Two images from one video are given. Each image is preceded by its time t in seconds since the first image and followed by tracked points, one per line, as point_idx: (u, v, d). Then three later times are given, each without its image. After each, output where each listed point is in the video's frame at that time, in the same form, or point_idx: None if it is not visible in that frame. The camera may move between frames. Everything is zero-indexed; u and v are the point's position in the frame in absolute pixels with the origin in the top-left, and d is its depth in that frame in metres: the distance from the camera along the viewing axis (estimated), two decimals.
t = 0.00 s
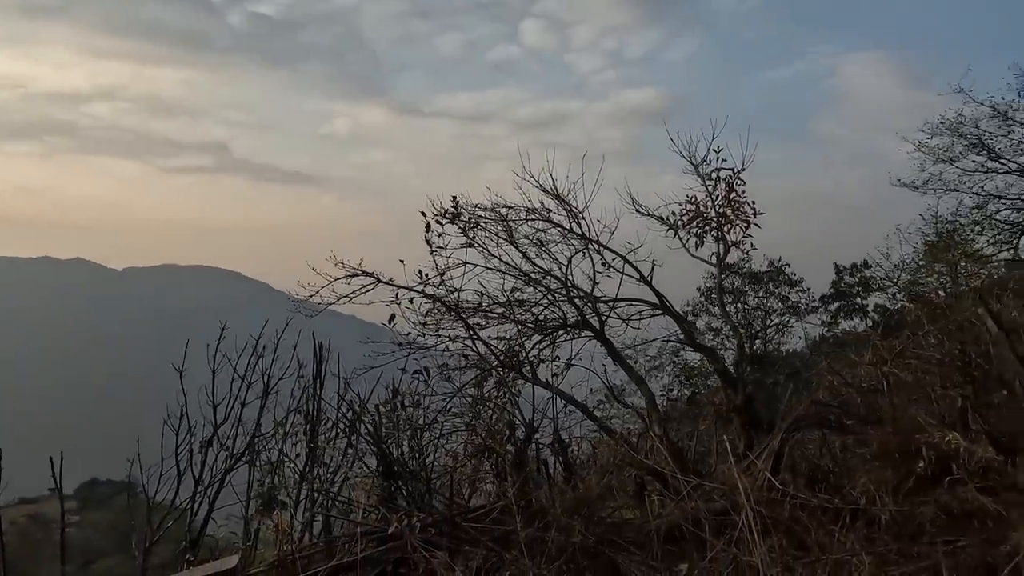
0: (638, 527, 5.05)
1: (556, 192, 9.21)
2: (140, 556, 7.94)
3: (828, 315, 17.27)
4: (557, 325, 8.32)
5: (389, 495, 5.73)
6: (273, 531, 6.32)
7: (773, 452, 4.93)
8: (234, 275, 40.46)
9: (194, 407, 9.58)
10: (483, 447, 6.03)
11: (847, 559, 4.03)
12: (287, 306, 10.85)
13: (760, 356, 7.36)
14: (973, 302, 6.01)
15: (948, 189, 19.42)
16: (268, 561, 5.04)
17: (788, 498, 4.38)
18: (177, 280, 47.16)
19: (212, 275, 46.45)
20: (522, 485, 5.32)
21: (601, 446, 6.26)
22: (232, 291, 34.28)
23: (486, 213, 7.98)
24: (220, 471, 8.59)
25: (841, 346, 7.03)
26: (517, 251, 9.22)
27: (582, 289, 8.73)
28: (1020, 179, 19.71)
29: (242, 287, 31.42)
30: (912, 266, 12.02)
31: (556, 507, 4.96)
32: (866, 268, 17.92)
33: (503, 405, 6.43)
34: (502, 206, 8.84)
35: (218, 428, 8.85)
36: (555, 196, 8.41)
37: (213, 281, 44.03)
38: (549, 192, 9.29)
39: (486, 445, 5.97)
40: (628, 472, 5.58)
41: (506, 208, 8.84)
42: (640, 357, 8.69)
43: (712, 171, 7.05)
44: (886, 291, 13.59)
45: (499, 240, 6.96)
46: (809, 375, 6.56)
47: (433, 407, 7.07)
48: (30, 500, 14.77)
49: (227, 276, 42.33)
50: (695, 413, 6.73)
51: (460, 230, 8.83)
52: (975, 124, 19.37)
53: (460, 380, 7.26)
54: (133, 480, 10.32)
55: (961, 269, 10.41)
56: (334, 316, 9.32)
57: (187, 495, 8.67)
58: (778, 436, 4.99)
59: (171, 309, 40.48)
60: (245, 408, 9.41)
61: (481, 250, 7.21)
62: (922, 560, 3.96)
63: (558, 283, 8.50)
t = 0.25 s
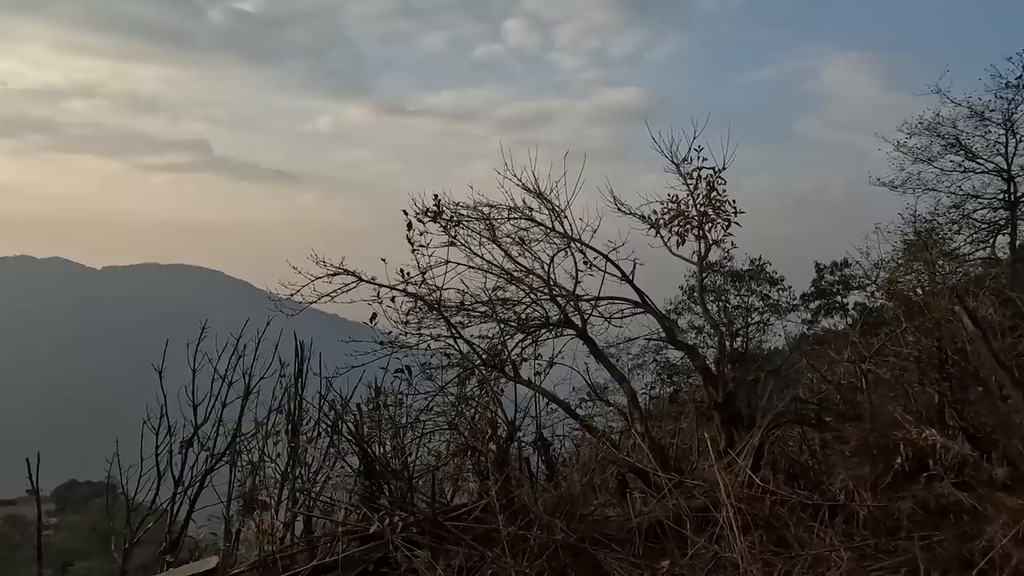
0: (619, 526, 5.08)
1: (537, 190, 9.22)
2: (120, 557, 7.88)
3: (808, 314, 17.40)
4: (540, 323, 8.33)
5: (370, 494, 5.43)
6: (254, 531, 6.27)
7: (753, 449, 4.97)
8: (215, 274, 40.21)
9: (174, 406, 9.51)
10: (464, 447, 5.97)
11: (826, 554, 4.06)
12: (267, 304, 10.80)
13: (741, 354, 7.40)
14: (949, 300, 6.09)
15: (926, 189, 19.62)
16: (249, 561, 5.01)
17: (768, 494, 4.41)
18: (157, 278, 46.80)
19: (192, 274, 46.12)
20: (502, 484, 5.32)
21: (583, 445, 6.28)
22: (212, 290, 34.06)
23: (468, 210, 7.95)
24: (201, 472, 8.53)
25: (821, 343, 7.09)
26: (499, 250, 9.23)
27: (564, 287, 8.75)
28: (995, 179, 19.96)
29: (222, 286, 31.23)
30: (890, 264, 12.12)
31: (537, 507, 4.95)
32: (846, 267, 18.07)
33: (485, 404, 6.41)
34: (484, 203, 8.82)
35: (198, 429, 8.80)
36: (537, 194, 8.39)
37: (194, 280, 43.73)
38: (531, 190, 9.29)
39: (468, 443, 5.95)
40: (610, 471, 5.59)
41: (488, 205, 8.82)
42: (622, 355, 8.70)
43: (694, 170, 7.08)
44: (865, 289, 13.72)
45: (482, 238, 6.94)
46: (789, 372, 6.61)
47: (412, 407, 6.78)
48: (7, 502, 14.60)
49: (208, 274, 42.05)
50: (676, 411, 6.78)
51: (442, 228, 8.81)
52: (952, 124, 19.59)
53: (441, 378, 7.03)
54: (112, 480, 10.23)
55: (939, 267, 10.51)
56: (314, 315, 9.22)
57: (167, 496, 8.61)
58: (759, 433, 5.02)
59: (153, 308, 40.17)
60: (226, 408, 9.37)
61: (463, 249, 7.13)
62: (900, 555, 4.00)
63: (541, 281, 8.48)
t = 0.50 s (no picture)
0: (593, 523, 5.09)
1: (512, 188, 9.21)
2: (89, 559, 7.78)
3: (781, 313, 17.57)
4: (515, 321, 8.33)
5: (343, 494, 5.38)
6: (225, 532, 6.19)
7: (726, 447, 5.01)
8: (187, 273, 39.80)
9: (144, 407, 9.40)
10: (438, 445, 5.92)
11: (797, 550, 4.10)
12: (239, 303, 10.71)
13: (714, 353, 7.46)
14: (918, 299, 6.18)
15: (896, 189, 19.87)
16: (220, 563, 4.95)
17: (740, 491, 4.44)
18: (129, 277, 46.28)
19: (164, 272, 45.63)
20: (476, 483, 5.31)
21: (557, 443, 6.29)
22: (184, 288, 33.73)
23: (443, 208, 7.93)
24: (172, 473, 8.44)
25: (793, 342, 7.16)
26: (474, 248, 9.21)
27: (539, 286, 8.76)
28: (963, 180, 20.26)
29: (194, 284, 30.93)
30: (861, 264, 12.27)
31: (511, 505, 4.95)
32: (818, 266, 18.26)
33: (460, 402, 6.39)
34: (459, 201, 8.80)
35: (169, 429, 8.70)
36: (512, 193, 8.39)
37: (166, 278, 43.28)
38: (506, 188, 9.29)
39: (442, 442, 5.92)
40: (584, 469, 5.61)
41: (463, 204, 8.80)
42: (597, 354, 8.72)
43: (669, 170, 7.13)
44: (836, 288, 13.87)
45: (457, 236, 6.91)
46: (761, 370, 6.67)
47: (386, 407, 6.76)
48: None
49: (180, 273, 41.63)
50: (650, 409, 6.81)
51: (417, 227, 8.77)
52: (921, 126, 19.86)
53: (416, 377, 7.03)
54: (81, 482, 10.09)
55: (908, 267, 10.65)
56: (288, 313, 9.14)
57: (138, 497, 8.51)
58: (731, 430, 5.06)
59: (123, 307, 39.68)
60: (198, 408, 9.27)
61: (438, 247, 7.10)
62: (868, 550, 4.05)
63: (516, 280, 8.48)
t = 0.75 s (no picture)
0: (571, 518, 5.11)
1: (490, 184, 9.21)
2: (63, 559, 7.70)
3: (758, 309, 17.70)
4: (493, 318, 8.33)
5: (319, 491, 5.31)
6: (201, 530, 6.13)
7: (702, 441, 5.05)
8: (162, 269, 39.43)
9: (118, 404, 9.31)
10: (416, 441, 5.80)
11: (772, 543, 4.15)
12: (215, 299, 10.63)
13: (691, 348, 7.50)
14: (891, 296, 6.26)
15: (871, 187, 20.09)
16: (195, 561, 4.90)
17: (716, 485, 4.48)
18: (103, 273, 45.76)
19: (139, 268, 45.15)
20: (455, 479, 5.30)
21: (536, 439, 6.30)
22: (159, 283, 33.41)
23: (421, 204, 7.90)
24: (146, 471, 8.37)
25: (769, 338, 7.23)
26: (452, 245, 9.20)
27: (517, 282, 8.76)
28: (936, 178, 20.52)
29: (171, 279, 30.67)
30: (836, 262, 12.39)
31: (489, 500, 4.95)
32: (794, 263, 18.42)
33: (438, 399, 6.27)
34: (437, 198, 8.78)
35: (144, 427, 8.62)
36: (490, 189, 8.39)
37: (141, 274, 42.83)
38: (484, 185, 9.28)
39: (420, 439, 5.83)
40: (562, 464, 5.62)
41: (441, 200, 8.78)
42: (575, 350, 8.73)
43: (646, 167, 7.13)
44: (812, 285, 14.01)
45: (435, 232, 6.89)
46: (738, 366, 6.73)
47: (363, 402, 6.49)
48: None
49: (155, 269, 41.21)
50: (628, 404, 6.85)
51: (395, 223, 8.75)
52: (896, 124, 20.09)
53: (393, 374, 6.95)
54: (53, 480, 9.98)
55: (882, 264, 10.77)
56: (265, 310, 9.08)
57: (111, 496, 8.43)
58: (708, 426, 5.09)
59: (97, 303, 39.25)
60: (173, 405, 9.20)
61: (416, 243, 7.06)
62: (841, 542, 4.11)
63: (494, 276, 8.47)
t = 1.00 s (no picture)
0: (552, 514, 5.12)
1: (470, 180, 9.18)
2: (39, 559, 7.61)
3: (738, 304, 17.80)
4: (474, 314, 8.32)
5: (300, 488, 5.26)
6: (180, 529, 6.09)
7: (682, 436, 5.08)
8: (141, 265, 39.08)
9: (95, 403, 9.21)
10: (397, 437, 5.80)
11: (750, 536, 4.19)
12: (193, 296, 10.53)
13: (672, 344, 7.52)
14: (869, 291, 6.31)
15: (849, 183, 20.24)
16: (173, 560, 4.85)
17: (696, 480, 4.50)
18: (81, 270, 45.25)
19: (117, 265, 44.72)
20: (436, 476, 5.28)
21: (517, 435, 6.30)
22: (138, 280, 33.09)
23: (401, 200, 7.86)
24: (124, 470, 8.29)
25: (749, 333, 7.27)
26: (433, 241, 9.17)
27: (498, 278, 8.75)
28: (913, 175, 20.71)
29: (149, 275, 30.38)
30: (815, 257, 12.47)
31: (470, 497, 4.94)
32: (774, 259, 18.54)
33: (419, 396, 6.21)
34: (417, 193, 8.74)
35: (121, 426, 8.54)
36: (471, 185, 8.36)
37: (119, 271, 42.42)
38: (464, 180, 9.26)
39: (401, 435, 5.79)
40: (543, 460, 5.62)
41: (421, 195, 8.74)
42: (556, 346, 8.72)
43: (626, 163, 7.14)
44: (791, 281, 14.11)
45: (416, 228, 6.86)
46: (718, 361, 6.76)
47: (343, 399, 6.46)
48: None
49: (133, 265, 40.83)
50: (609, 400, 6.87)
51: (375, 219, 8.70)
52: (874, 121, 20.25)
53: (374, 370, 6.91)
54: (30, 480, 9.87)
55: (860, 260, 10.85)
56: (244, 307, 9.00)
57: (89, 495, 8.35)
58: (687, 421, 5.12)
59: (74, 299, 38.84)
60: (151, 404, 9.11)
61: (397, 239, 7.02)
62: (818, 535, 4.15)
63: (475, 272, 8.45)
